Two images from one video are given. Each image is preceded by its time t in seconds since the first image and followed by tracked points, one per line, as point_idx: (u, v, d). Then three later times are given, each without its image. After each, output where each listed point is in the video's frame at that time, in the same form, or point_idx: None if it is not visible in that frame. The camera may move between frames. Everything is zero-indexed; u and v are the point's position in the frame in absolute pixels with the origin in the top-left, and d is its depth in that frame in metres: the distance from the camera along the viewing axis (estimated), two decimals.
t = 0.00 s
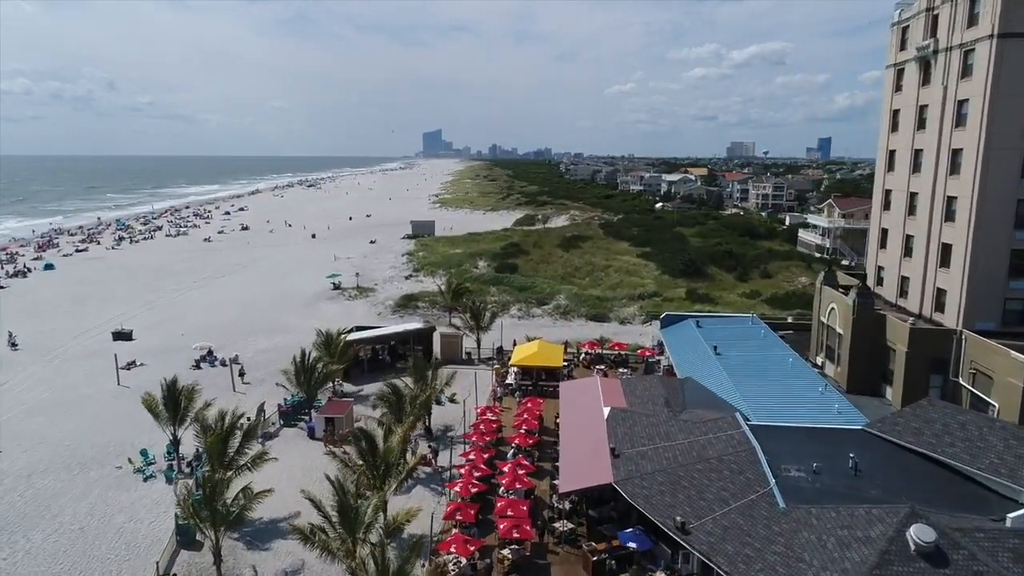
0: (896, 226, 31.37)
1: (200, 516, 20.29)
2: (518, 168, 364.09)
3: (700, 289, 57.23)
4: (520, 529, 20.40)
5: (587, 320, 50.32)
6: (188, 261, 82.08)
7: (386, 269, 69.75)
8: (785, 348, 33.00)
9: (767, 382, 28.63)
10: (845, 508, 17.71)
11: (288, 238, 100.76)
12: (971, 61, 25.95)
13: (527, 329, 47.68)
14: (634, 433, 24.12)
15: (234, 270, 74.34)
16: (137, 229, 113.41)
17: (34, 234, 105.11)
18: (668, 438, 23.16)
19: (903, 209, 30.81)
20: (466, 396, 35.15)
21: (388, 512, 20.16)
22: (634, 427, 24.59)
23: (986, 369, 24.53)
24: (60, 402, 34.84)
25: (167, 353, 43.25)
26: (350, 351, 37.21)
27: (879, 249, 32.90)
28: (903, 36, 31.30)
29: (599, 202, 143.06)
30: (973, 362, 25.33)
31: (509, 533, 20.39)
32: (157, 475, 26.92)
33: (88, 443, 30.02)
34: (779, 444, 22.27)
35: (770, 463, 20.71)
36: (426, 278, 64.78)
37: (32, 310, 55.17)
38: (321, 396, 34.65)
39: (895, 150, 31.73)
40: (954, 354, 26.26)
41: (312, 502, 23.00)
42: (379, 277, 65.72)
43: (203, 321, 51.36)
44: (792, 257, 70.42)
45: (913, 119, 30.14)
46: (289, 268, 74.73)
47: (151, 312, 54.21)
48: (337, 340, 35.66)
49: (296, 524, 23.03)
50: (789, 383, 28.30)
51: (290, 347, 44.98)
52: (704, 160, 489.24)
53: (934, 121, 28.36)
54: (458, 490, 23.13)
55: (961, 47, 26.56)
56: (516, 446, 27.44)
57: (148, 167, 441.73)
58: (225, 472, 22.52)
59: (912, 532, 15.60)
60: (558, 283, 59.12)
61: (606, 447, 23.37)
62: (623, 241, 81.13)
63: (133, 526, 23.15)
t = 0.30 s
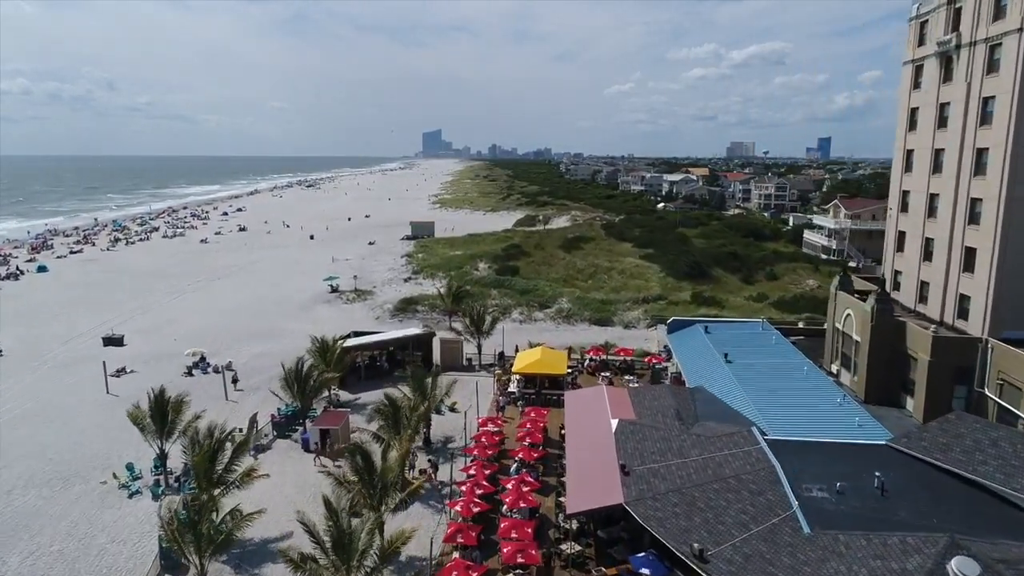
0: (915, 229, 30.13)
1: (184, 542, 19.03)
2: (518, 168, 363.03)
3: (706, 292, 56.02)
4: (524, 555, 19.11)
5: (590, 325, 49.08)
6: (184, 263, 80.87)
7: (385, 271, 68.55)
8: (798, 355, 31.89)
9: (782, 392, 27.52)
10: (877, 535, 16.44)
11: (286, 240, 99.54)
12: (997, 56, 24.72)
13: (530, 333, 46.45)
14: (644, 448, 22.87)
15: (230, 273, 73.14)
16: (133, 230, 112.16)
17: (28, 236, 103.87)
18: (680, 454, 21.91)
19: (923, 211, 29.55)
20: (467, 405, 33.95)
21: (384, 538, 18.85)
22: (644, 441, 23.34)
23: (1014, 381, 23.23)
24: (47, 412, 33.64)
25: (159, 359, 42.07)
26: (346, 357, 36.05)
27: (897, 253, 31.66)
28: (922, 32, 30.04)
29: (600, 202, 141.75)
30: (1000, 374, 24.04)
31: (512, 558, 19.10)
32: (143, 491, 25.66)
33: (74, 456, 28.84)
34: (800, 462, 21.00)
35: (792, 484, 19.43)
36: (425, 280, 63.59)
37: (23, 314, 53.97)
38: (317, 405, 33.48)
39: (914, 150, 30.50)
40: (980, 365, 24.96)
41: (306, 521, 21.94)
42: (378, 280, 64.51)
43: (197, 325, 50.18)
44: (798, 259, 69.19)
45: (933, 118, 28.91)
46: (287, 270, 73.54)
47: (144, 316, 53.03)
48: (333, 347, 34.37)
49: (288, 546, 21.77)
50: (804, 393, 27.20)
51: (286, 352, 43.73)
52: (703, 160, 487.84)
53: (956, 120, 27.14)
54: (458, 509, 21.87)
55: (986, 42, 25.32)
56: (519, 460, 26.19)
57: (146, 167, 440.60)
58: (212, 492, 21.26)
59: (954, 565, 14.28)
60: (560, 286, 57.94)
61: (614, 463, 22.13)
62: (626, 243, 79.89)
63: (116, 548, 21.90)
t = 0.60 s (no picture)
0: (936, 231, 28.86)
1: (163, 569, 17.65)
2: (518, 167, 361.66)
3: (712, 295, 54.79)
4: None
5: (594, 329, 47.78)
6: (180, 264, 79.58)
7: (383, 273, 67.31)
8: (813, 365, 30.65)
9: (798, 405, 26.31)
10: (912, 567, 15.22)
11: (283, 241, 98.22)
12: None
13: (532, 338, 45.19)
14: (656, 465, 21.57)
15: (226, 275, 71.87)
16: (129, 230, 110.88)
17: (22, 236, 102.47)
18: (694, 472, 20.63)
19: (944, 213, 28.28)
20: (468, 414, 32.71)
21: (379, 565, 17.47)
22: (655, 457, 22.06)
23: None
24: (31, 421, 32.36)
25: (150, 365, 40.82)
26: (342, 364, 34.85)
27: (916, 257, 30.40)
28: (942, 26, 28.75)
29: (601, 202, 140.43)
30: None
31: None
32: (128, 509, 24.35)
33: (57, 469, 27.57)
34: (823, 482, 19.72)
35: (816, 508, 18.13)
36: (425, 282, 62.34)
37: (12, 317, 52.69)
38: (312, 415, 32.24)
39: (934, 150, 29.24)
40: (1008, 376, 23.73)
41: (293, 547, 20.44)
42: (377, 282, 63.25)
43: (190, 329, 48.90)
44: (805, 261, 67.92)
45: (955, 116, 27.63)
46: (284, 272, 72.28)
47: (136, 319, 51.78)
48: (329, 354, 33.01)
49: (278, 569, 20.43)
50: (823, 407, 25.88)
51: (281, 358, 42.43)
52: (703, 160, 486.67)
53: (981, 117, 25.87)
54: (458, 530, 20.65)
55: (1014, 36, 24.06)
56: (523, 475, 24.89)
57: (145, 167, 439.41)
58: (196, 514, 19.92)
59: None
60: (563, 289, 56.70)
61: (624, 481, 20.84)
62: (629, 244, 78.58)
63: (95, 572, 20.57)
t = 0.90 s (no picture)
0: (958, 235, 27.54)
1: None
2: (519, 167, 360.52)
3: (718, 298, 53.56)
4: None
5: (598, 334, 46.50)
6: (175, 266, 78.36)
7: (382, 275, 66.11)
8: (828, 374, 29.38)
9: (818, 419, 24.99)
10: None
11: (281, 242, 97.03)
12: None
13: (535, 344, 43.95)
14: (668, 486, 20.28)
15: (222, 277, 70.65)
16: (125, 232, 109.71)
17: (16, 238, 101.22)
18: (710, 494, 19.35)
19: (967, 216, 26.96)
20: (468, 425, 31.44)
21: None
22: (668, 476, 20.76)
23: None
24: (14, 432, 31.10)
25: (141, 372, 39.58)
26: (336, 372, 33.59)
27: (937, 262, 29.07)
28: (963, 21, 27.47)
29: (602, 203, 139.25)
30: None
31: None
32: (109, 529, 23.00)
33: (36, 485, 26.25)
34: (849, 506, 18.42)
35: (844, 536, 16.82)
36: (424, 285, 61.14)
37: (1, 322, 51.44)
38: (306, 426, 31.00)
39: (955, 150, 27.93)
40: None
41: (284, 574, 18.89)
42: (375, 285, 62.04)
43: (183, 334, 47.66)
44: (811, 263, 66.69)
45: (978, 114, 26.32)
46: (281, 274, 71.11)
47: (128, 324, 50.57)
48: (324, 362, 31.66)
49: None
50: (843, 422, 24.55)
51: (275, 364, 41.15)
52: (703, 160, 486.03)
53: (1007, 116, 24.55)
54: (457, 554, 19.35)
55: None
56: (527, 493, 23.61)
57: (144, 167, 438.47)
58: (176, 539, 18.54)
59: None
60: (565, 292, 55.49)
61: (635, 503, 19.53)
62: (632, 246, 77.30)
63: None
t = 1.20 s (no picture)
0: (982, 239, 26.22)
1: None
2: (519, 167, 359.55)
3: (724, 302, 52.31)
4: None
5: (602, 339, 45.18)
6: (170, 268, 77.09)
7: (381, 278, 64.87)
8: (846, 385, 27.93)
9: (837, 434, 23.67)
10: None
11: (278, 243, 95.81)
12: None
13: (537, 350, 42.69)
14: (683, 508, 18.96)
15: (217, 280, 69.41)
16: (121, 232, 108.44)
17: (11, 239, 99.94)
18: (728, 517, 18.06)
19: (992, 218, 25.61)
20: (469, 437, 30.17)
21: None
22: (681, 497, 19.47)
23: None
24: None
25: (130, 380, 38.32)
26: (331, 380, 32.33)
27: (959, 267, 27.74)
28: (988, 14, 26.11)
29: (603, 204, 138.04)
30: None
31: None
32: (88, 551, 21.73)
33: (15, 501, 25.00)
34: (878, 533, 17.12)
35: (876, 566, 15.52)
36: (423, 287, 59.90)
37: None
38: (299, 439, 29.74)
39: (979, 149, 26.59)
40: None
41: None
42: (373, 287, 60.77)
43: (175, 339, 46.38)
44: (818, 265, 65.42)
45: (1005, 112, 24.97)
46: (277, 277, 69.87)
47: (119, 328, 49.32)
48: (317, 370, 30.36)
49: None
50: (862, 437, 23.29)
51: (269, 371, 39.84)
52: (703, 160, 484.80)
53: None
54: None
55: None
56: (530, 512, 22.31)
57: (143, 167, 437.19)
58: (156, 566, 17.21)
59: None
60: (567, 295, 54.25)
61: (647, 528, 18.22)
62: (634, 248, 76.00)
63: None
